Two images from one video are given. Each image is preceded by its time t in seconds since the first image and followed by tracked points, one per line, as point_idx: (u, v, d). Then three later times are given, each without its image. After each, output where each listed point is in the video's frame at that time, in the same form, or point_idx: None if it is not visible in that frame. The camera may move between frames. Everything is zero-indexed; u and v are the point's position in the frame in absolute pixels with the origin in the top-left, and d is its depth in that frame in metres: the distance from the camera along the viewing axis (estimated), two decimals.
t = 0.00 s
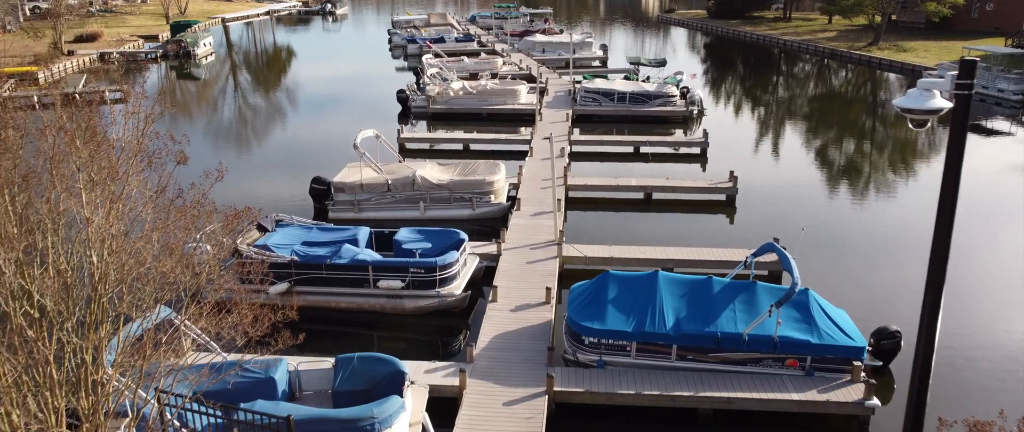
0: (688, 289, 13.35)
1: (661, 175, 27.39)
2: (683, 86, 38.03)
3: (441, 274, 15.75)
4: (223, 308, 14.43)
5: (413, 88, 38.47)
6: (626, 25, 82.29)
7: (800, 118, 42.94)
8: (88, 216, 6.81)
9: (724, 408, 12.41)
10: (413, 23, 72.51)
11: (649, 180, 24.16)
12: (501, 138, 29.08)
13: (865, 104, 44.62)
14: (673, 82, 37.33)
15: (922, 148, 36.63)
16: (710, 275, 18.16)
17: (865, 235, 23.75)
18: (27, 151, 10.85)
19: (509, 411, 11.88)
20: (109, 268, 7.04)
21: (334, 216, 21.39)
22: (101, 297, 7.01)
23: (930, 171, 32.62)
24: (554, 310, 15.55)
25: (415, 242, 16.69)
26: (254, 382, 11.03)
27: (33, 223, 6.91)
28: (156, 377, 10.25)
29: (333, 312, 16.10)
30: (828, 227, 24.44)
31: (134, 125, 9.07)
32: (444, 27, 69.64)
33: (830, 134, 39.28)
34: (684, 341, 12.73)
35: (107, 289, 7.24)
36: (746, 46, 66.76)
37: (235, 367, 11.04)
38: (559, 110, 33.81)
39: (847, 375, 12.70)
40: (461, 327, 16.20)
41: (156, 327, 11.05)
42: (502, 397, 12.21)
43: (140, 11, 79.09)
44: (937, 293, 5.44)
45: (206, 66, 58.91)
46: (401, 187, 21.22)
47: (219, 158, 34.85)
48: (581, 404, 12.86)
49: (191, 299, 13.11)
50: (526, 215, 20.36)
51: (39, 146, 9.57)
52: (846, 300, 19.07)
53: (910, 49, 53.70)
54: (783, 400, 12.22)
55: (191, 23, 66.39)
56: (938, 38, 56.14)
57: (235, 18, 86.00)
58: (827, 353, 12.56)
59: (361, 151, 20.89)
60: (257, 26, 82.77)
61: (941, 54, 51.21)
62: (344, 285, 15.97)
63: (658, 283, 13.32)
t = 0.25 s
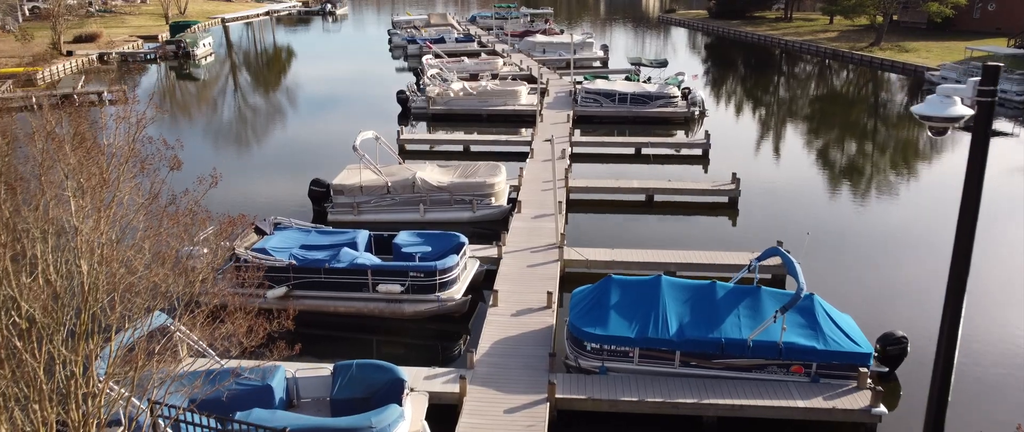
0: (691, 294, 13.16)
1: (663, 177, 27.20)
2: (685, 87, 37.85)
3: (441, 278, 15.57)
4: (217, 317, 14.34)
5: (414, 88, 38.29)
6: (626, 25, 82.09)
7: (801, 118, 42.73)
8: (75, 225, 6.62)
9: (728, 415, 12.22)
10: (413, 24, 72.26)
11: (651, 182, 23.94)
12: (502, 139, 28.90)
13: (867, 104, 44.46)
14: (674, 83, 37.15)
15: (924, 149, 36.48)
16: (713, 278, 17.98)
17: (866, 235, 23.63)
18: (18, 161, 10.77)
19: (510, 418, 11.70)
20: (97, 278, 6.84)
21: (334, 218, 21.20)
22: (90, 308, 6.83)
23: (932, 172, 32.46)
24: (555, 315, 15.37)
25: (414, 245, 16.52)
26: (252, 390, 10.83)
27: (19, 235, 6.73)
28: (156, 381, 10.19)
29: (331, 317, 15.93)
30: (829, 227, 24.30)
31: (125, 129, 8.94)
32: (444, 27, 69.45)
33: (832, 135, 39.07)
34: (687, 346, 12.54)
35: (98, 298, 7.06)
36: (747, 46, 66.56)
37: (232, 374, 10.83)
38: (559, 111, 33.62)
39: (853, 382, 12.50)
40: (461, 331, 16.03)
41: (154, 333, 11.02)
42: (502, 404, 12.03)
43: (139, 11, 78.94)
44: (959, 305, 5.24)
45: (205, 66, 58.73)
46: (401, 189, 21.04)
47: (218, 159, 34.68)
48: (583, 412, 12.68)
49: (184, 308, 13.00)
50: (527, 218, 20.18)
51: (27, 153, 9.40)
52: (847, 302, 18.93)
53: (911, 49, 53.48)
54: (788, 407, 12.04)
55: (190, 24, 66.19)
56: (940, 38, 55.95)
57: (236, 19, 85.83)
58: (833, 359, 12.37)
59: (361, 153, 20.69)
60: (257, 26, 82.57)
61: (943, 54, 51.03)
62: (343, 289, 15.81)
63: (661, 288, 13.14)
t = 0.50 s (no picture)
0: (695, 300, 12.96)
1: (664, 179, 26.99)
2: (686, 88, 37.66)
3: (440, 283, 15.37)
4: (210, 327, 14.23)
5: (413, 89, 38.10)
6: (627, 25, 81.88)
7: (802, 119, 42.53)
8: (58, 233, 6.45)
9: (732, 423, 12.03)
10: (413, 24, 72.01)
11: (653, 184, 23.72)
12: (502, 141, 28.70)
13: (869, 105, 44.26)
14: (675, 84, 36.94)
15: (926, 149, 36.31)
16: (715, 282, 17.78)
17: (866, 236, 23.49)
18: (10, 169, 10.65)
19: (510, 426, 11.50)
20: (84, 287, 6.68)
21: (333, 221, 21.00)
22: (77, 317, 6.66)
23: (934, 172, 32.26)
24: (556, 319, 15.17)
25: (413, 249, 16.33)
26: (247, 399, 10.64)
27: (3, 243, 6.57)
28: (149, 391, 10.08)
29: (329, 321, 15.74)
30: (830, 228, 24.13)
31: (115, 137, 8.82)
32: (444, 27, 69.27)
33: (834, 135, 38.88)
34: (690, 353, 12.35)
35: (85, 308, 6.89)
36: (748, 46, 66.35)
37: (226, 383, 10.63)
38: (560, 112, 33.41)
39: (859, 389, 12.30)
40: (460, 336, 15.83)
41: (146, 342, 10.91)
42: (502, 412, 11.83)
43: (139, 11, 78.77)
44: (980, 320, 5.03)
45: (205, 66, 58.54)
46: (401, 191, 20.84)
47: (218, 160, 34.52)
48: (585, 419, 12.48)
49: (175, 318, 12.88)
50: (528, 220, 19.97)
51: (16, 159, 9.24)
52: (848, 302, 18.78)
53: (914, 50, 53.25)
54: (793, 415, 11.84)
55: (190, 24, 66.02)
56: (942, 38, 55.72)
57: (235, 19, 85.66)
58: (838, 366, 12.17)
59: (360, 155, 20.48)
60: (256, 27, 82.39)
61: (945, 55, 50.81)
62: (340, 294, 15.62)
63: (663, 293, 12.94)
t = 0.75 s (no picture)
0: (698, 305, 12.77)
1: (665, 181, 26.81)
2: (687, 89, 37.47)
3: (440, 287, 15.17)
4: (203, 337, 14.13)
5: (413, 90, 37.94)
6: (627, 25, 81.72)
7: (803, 120, 42.34)
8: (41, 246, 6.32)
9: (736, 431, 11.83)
10: (413, 25, 71.80)
11: (654, 187, 23.52)
12: (502, 142, 28.53)
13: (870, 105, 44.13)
14: (676, 85, 36.77)
15: (927, 150, 36.17)
16: (718, 286, 17.58)
17: (868, 236, 23.43)
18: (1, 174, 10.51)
19: None
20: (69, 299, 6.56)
21: (331, 224, 20.81)
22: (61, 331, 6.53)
23: (936, 173, 32.12)
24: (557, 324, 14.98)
25: (412, 253, 16.14)
26: (245, 408, 10.46)
27: None
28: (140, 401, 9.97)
29: (328, 326, 15.55)
30: (832, 228, 24.04)
31: (103, 144, 8.70)
32: (444, 28, 69.08)
33: (835, 136, 38.74)
34: (694, 360, 12.16)
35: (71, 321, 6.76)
36: (748, 47, 66.18)
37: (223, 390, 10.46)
38: (560, 113, 33.23)
39: (865, 396, 12.11)
40: (460, 342, 15.63)
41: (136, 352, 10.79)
42: (502, 420, 11.64)
43: (139, 12, 78.62)
44: (1003, 337, 4.43)
45: (204, 67, 58.39)
46: (400, 194, 20.65)
47: (217, 162, 34.23)
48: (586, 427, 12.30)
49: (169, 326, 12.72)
50: (528, 223, 19.77)
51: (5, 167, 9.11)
52: (851, 302, 18.66)
53: (915, 50, 53.06)
54: (798, 423, 11.65)
55: (189, 25, 65.92)
56: (943, 39, 55.53)
57: (235, 20, 85.53)
58: (844, 373, 11.99)
59: (358, 158, 20.27)
60: (256, 27, 82.24)
61: (947, 55, 50.66)
62: (338, 298, 15.43)
63: (666, 299, 12.75)
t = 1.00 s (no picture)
0: (701, 311, 12.59)
1: (666, 183, 26.61)
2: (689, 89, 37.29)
3: (439, 292, 14.99)
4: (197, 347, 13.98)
5: (413, 91, 37.77)
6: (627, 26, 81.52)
7: (804, 120, 42.17)
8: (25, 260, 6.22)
9: None
10: (413, 25, 71.59)
11: (656, 188, 23.31)
12: (502, 144, 28.35)
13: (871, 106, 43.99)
14: (677, 85, 36.59)
15: (929, 151, 36.00)
16: (721, 290, 17.39)
17: (869, 236, 23.33)
18: None
19: None
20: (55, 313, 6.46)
21: (330, 226, 20.62)
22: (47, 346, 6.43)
23: (938, 174, 31.96)
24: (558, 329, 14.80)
25: (412, 256, 15.97)
26: (241, 417, 10.26)
27: None
28: (132, 409, 9.93)
29: (326, 331, 15.38)
30: (833, 228, 23.93)
31: (92, 151, 8.61)
32: (445, 28, 68.91)
33: (836, 136, 38.57)
34: (697, 366, 11.98)
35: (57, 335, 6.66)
36: (749, 47, 66.01)
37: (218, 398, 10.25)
38: (561, 114, 33.05)
39: (872, 403, 11.93)
40: (460, 346, 15.45)
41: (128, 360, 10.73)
42: (503, 428, 11.46)
43: (138, 12, 78.45)
44: None
45: (203, 67, 58.23)
46: (399, 196, 20.45)
47: (218, 162, 34.03)
48: None
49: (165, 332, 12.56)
50: (528, 226, 19.57)
51: None
52: (852, 302, 18.54)
53: (917, 51, 52.89)
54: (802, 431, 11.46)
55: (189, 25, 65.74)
56: (945, 39, 55.34)
57: (235, 20, 85.35)
58: (850, 379, 11.80)
59: (357, 160, 20.08)
60: (256, 27, 82.06)
61: (949, 56, 50.52)
62: (337, 303, 15.26)
63: (669, 304, 12.57)
